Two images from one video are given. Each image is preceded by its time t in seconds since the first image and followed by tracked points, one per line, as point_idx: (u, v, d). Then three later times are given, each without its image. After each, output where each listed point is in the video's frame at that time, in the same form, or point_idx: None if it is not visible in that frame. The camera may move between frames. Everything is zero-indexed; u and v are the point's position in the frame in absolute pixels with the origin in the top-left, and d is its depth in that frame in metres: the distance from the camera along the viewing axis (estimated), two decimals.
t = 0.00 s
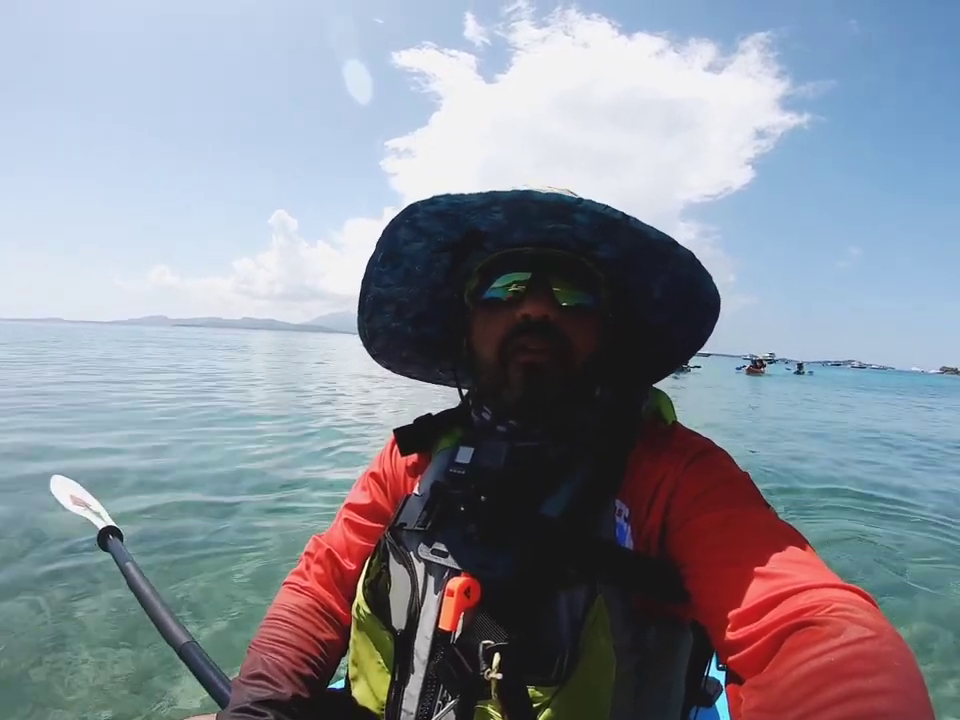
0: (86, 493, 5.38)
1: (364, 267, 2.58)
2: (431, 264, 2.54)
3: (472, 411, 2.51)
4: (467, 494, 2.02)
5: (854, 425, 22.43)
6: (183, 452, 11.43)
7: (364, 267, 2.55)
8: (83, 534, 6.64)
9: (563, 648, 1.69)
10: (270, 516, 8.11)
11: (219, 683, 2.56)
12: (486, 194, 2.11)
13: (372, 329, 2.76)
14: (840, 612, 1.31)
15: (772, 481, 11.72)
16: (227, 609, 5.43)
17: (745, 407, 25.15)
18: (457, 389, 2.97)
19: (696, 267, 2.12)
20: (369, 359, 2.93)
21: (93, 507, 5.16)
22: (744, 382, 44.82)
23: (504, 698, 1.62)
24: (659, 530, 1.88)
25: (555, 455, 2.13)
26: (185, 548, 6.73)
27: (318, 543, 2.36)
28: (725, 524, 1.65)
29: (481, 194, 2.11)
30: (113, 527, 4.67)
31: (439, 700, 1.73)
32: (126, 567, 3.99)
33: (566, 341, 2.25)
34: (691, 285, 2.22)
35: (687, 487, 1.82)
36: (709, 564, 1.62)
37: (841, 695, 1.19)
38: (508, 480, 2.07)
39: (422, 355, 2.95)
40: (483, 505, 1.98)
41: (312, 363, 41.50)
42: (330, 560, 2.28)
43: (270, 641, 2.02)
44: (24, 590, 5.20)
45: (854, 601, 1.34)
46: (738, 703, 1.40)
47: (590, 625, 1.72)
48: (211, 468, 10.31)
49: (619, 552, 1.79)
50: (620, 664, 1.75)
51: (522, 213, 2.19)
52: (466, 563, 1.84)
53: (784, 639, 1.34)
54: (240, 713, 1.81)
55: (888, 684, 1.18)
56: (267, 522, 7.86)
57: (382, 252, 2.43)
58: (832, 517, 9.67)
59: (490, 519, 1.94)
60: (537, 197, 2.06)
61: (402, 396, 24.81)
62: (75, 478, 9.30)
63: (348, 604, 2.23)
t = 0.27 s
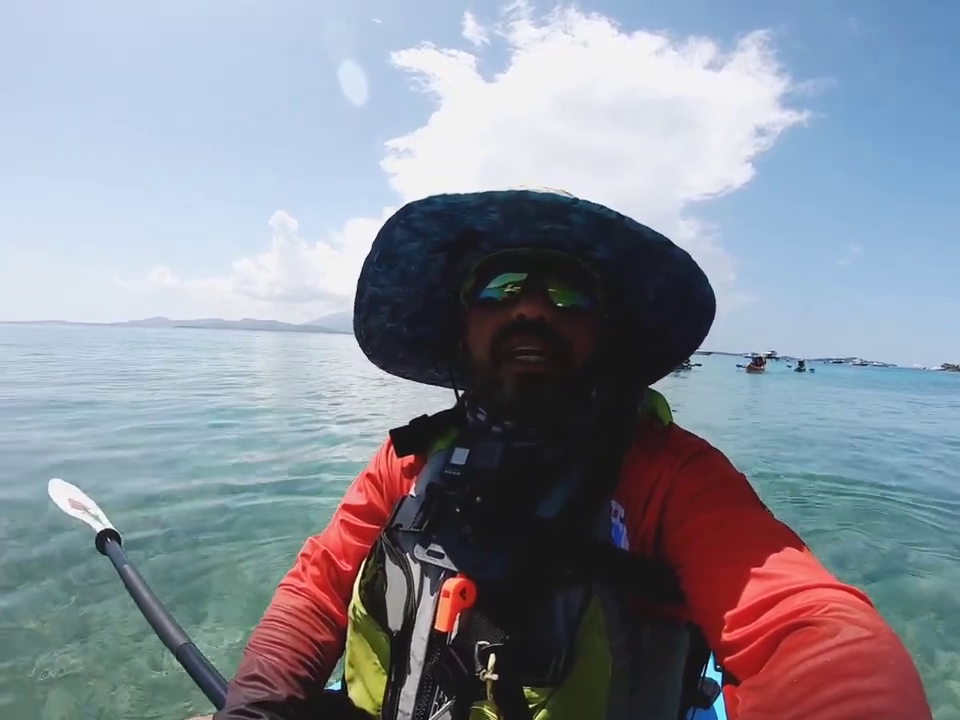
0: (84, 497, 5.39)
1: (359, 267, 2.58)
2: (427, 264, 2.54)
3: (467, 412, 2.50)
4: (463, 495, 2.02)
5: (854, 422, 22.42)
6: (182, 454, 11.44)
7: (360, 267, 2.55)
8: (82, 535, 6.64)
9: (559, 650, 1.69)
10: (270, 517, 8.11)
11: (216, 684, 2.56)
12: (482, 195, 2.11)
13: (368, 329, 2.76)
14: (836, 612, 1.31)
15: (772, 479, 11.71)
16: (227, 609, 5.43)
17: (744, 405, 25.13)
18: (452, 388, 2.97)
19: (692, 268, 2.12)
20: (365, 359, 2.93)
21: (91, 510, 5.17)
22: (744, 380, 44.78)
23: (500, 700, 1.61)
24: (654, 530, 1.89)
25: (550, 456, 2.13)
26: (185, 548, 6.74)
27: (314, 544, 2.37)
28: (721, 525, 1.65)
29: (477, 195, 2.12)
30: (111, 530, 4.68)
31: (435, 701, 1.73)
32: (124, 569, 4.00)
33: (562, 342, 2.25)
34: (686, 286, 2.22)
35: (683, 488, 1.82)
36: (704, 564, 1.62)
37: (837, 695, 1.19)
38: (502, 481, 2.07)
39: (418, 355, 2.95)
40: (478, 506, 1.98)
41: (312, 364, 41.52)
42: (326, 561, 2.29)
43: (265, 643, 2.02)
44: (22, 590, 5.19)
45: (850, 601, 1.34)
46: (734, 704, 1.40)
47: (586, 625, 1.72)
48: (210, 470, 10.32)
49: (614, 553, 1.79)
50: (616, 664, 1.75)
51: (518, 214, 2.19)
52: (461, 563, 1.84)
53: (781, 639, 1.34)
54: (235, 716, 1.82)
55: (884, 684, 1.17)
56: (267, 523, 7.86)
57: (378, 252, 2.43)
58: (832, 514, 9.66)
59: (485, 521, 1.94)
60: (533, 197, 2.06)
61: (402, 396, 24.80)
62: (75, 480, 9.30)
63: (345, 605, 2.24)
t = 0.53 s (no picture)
0: (84, 499, 5.40)
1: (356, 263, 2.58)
2: (422, 260, 2.55)
3: (463, 408, 2.50)
4: (458, 490, 2.02)
5: (854, 419, 22.38)
6: (182, 454, 11.47)
7: (357, 263, 2.56)
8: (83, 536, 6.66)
9: (554, 643, 1.69)
10: (270, 516, 8.12)
11: (213, 681, 2.57)
12: (477, 191, 2.11)
13: (365, 325, 2.76)
14: (830, 605, 1.31)
15: (771, 476, 11.70)
16: (228, 608, 5.46)
17: (745, 403, 25.08)
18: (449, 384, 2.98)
19: (687, 264, 2.13)
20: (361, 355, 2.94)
21: (91, 513, 5.17)
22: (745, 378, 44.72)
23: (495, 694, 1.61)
24: (648, 525, 1.89)
25: (545, 451, 2.13)
26: (186, 548, 6.77)
27: (310, 540, 2.37)
28: (715, 519, 1.65)
29: (472, 190, 2.12)
30: (110, 531, 4.69)
31: (430, 694, 1.73)
32: (123, 569, 4.02)
33: (557, 337, 2.25)
34: (681, 282, 2.22)
35: (678, 482, 1.82)
36: (698, 558, 1.62)
37: (831, 689, 1.19)
38: (497, 476, 2.07)
39: (414, 351, 2.95)
40: (473, 500, 1.98)
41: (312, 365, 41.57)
42: (322, 557, 2.29)
43: (260, 638, 2.03)
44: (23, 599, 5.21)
45: (844, 595, 1.34)
46: (728, 697, 1.40)
47: (580, 619, 1.72)
48: (211, 470, 10.35)
49: (608, 547, 1.79)
50: (610, 657, 1.76)
51: (514, 210, 2.20)
52: (456, 558, 1.85)
53: (775, 633, 1.34)
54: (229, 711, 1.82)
55: (878, 678, 1.18)
56: (268, 522, 7.90)
57: (374, 248, 2.44)
58: (830, 511, 9.66)
59: (480, 515, 1.94)
60: (528, 193, 2.07)
61: (403, 396, 24.82)
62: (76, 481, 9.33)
63: (340, 601, 2.24)
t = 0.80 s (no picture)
0: (86, 506, 5.42)
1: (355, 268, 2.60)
2: (420, 264, 2.56)
3: (463, 412, 2.51)
4: (458, 494, 2.03)
5: (860, 419, 22.25)
6: (186, 455, 11.52)
7: (355, 268, 2.58)
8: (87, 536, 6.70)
9: (554, 645, 1.70)
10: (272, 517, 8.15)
11: (215, 687, 2.58)
12: (473, 194, 2.13)
13: (364, 329, 2.78)
14: (833, 605, 1.31)
15: (774, 476, 11.64)
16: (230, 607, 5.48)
17: (749, 403, 24.98)
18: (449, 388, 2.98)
19: (681, 263, 2.14)
20: (361, 360, 2.95)
21: (92, 519, 5.19)
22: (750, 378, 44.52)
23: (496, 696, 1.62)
24: (649, 526, 1.89)
25: (544, 454, 2.14)
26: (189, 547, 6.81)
27: (313, 545, 2.39)
28: (714, 520, 1.66)
29: (468, 193, 2.14)
30: (111, 537, 4.72)
31: (433, 698, 1.74)
32: (125, 575, 4.04)
33: (555, 340, 2.26)
34: (677, 281, 2.23)
35: (676, 484, 1.83)
36: (698, 560, 1.63)
37: (834, 688, 1.19)
38: (497, 479, 2.08)
39: (414, 355, 2.97)
40: (473, 503, 2.00)
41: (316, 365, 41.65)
42: (324, 563, 2.31)
43: (262, 643, 2.05)
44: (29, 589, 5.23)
45: (846, 594, 1.34)
46: (731, 699, 1.40)
47: (581, 621, 1.73)
48: (214, 470, 10.41)
49: (607, 549, 1.80)
50: (611, 659, 1.76)
51: (509, 212, 2.21)
52: (456, 561, 1.86)
53: (777, 633, 1.34)
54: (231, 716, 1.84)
55: (881, 676, 1.18)
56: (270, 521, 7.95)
57: (372, 253, 2.46)
58: (834, 511, 9.60)
59: (480, 518, 1.95)
60: (523, 196, 2.08)
61: (406, 397, 24.84)
62: (80, 483, 9.37)
63: (342, 606, 2.26)
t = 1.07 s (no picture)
0: (91, 508, 5.44)
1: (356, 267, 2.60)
2: (422, 263, 2.56)
3: (466, 411, 2.51)
4: (462, 492, 2.03)
5: (862, 418, 22.19)
6: (188, 455, 11.56)
7: (357, 267, 2.58)
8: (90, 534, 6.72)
9: (560, 644, 1.69)
10: (274, 515, 8.16)
11: (219, 688, 2.59)
12: (475, 191, 2.13)
13: (366, 329, 2.78)
14: (839, 603, 1.30)
15: (776, 475, 11.61)
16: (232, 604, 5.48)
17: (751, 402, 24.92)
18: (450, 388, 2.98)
19: (684, 260, 2.14)
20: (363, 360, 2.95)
21: (97, 520, 5.20)
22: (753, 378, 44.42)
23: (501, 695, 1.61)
24: (654, 525, 1.89)
25: (548, 453, 2.13)
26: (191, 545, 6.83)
27: (315, 545, 2.39)
28: (719, 518, 1.65)
29: (470, 191, 2.14)
30: (114, 538, 4.73)
31: (437, 698, 1.74)
32: (128, 576, 4.05)
33: (558, 338, 2.25)
34: (680, 278, 2.22)
35: (681, 482, 1.83)
36: (703, 558, 1.62)
37: (840, 687, 1.18)
38: (501, 478, 2.08)
39: (415, 355, 2.96)
40: (477, 502, 2.00)
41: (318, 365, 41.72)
42: (326, 562, 2.31)
43: (266, 644, 2.05)
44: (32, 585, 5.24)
45: (851, 592, 1.33)
46: (737, 697, 1.39)
47: (586, 619, 1.72)
48: (217, 470, 10.45)
49: (612, 547, 1.80)
50: (616, 658, 1.76)
51: (511, 210, 2.21)
52: (460, 560, 1.86)
53: (783, 632, 1.34)
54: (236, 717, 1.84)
55: (888, 674, 1.17)
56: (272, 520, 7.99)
57: (374, 251, 2.46)
58: (835, 510, 9.57)
59: (484, 517, 1.94)
60: (524, 192, 2.08)
61: (408, 396, 24.85)
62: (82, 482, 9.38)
63: (345, 606, 2.26)
